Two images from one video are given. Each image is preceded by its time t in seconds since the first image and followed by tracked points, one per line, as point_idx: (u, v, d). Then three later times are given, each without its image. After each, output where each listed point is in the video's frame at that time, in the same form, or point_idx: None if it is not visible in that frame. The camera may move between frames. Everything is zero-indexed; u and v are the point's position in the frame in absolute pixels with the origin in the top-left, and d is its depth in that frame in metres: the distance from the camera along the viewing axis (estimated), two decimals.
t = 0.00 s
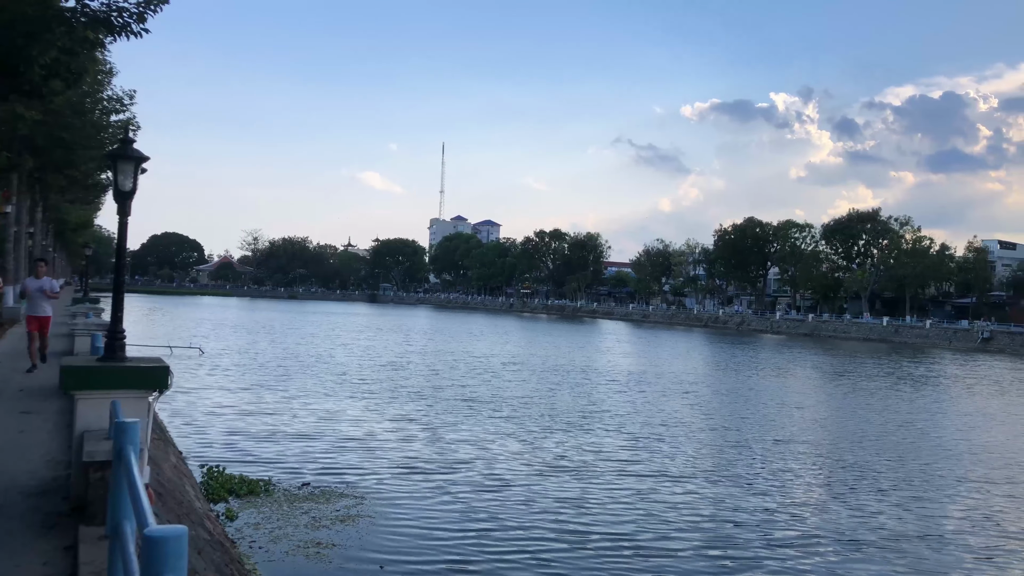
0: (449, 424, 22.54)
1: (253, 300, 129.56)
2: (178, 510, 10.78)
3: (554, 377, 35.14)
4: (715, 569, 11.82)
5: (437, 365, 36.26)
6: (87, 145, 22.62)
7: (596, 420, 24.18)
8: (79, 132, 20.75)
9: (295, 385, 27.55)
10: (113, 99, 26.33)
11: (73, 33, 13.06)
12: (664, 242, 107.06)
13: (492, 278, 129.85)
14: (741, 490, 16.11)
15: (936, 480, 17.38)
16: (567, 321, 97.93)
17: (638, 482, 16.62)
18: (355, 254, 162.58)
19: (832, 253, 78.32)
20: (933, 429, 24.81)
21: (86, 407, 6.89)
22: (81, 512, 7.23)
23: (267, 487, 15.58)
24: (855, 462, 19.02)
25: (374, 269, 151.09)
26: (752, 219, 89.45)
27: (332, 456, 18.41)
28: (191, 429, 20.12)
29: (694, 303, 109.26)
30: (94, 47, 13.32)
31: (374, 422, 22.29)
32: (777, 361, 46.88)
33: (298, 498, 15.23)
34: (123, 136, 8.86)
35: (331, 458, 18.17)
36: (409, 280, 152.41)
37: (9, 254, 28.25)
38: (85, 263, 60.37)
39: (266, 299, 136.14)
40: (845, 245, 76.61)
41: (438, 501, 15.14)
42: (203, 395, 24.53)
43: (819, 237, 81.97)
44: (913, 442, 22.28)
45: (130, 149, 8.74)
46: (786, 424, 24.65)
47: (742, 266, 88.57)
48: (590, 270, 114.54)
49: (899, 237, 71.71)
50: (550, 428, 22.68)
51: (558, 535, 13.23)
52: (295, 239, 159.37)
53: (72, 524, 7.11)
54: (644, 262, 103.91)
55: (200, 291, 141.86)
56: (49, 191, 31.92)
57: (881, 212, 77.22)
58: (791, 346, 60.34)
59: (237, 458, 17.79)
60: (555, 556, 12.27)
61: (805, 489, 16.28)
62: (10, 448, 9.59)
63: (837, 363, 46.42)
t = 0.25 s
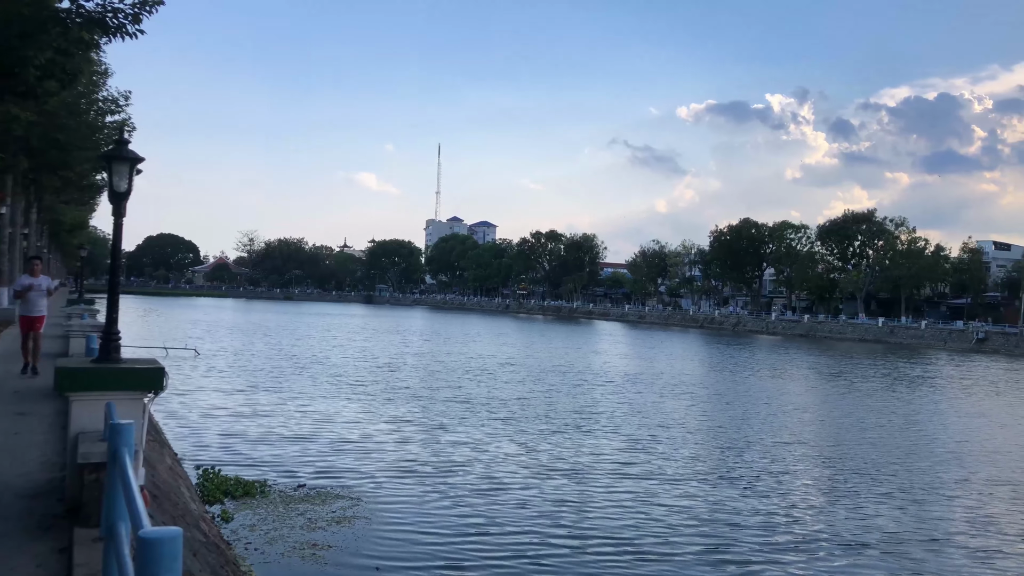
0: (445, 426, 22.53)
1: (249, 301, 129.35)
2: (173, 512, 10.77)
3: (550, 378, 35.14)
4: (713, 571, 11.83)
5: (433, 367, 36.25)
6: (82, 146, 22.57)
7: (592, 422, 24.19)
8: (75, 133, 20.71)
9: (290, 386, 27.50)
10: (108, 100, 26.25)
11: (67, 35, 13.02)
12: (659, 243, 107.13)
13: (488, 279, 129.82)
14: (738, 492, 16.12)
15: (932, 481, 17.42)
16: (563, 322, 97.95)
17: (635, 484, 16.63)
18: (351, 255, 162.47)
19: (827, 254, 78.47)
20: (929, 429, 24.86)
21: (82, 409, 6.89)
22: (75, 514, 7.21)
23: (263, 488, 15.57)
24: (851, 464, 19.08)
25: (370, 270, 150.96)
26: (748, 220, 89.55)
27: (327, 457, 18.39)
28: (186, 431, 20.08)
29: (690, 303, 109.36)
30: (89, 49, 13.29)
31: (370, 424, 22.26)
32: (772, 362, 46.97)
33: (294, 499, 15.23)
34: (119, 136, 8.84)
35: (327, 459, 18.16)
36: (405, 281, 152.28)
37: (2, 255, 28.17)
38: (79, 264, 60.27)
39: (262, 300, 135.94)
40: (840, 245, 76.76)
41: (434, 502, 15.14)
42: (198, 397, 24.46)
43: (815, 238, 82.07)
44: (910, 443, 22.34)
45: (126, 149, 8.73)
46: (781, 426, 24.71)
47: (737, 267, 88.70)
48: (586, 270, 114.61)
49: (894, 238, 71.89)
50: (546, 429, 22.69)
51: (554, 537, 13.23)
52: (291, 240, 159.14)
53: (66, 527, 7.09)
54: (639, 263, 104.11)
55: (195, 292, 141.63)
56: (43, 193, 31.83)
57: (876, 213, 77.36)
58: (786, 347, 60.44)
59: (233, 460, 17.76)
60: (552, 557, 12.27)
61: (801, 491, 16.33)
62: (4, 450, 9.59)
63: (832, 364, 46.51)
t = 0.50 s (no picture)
0: (437, 428, 22.50)
1: (240, 303, 128.89)
2: (164, 515, 10.73)
3: (541, 380, 35.15)
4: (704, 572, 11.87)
5: (424, 368, 36.22)
6: (72, 148, 22.49)
7: (585, 424, 24.20)
8: (64, 134, 20.61)
9: (281, 388, 27.40)
10: (99, 101, 26.17)
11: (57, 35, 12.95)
12: (651, 245, 107.29)
13: (480, 281, 129.76)
14: (730, 494, 16.14)
15: (923, 483, 17.50)
16: (555, 323, 97.96)
17: (627, 486, 16.62)
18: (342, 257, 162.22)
19: (818, 255, 78.72)
20: (920, 430, 24.94)
21: (71, 411, 6.86)
22: (65, 517, 7.17)
23: (254, 491, 15.52)
24: (842, 465, 19.13)
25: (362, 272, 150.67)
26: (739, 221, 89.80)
27: (319, 459, 18.35)
28: (177, 433, 20.00)
29: (681, 304, 109.58)
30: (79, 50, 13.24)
31: (361, 426, 22.21)
32: (763, 364, 47.06)
33: (285, 501, 15.19)
34: (108, 138, 8.81)
35: (318, 462, 18.11)
36: (397, 283, 152.05)
37: None
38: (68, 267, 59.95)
39: (253, 302, 135.48)
40: (831, 247, 77.07)
41: (426, 504, 15.12)
42: (189, 399, 24.36)
43: (805, 239, 82.31)
44: (901, 444, 22.42)
45: (115, 151, 8.70)
46: (773, 427, 24.74)
47: (729, 269, 88.91)
48: (578, 272, 114.67)
49: (885, 240, 72.20)
50: (538, 431, 22.69)
51: (547, 539, 13.21)
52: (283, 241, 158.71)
53: (57, 529, 7.06)
54: (631, 265, 104.29)
55: (186, 294, 141.14)
56: (32, 194, 31.67)
57: (866, 214, 77.67)
58: (777, 348, 60.57)
59: (224, 462, 17.71)
60: (544, 559, 12.27)
61: (793, 492, 16.37)
62: None
63: (822, 365, 46.69)
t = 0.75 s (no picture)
0: (425, 430, 22.44)
1: (227, 305, 128.23)
2: (149, 518, 10.67)
3: (529, 381, 35.16)
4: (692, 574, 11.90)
5: (411, 370, 36.15)
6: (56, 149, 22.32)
7: (573, 425, 24.21)
8: (48, 135, 20.45)
9: (269, 391, 27.28)
10: (83, 102, 25.99)
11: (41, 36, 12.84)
12: (639, 246, 107.58)
13: (468, 282, 129.64)
14: (719, 496, 16.19)
15: (910, 483, 17.58)
16: (543, 325, 98.06)
17: (616, 488, 16.64)
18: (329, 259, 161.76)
19: (804, 256, 79.20)
20: (906, 431, 25.09)
21: (54, 414, 6.81)
22: (49, 522, 7.10)
23: (240, 494, 15.44)
24: (830, 466, 19.23)
25: (350, 273, 150.24)
26: (726, 223, 90.20)
27: (306, 463, 18.27)
28: (163, 437, 19.87)
29: (669, 306, 109.90)
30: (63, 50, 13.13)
31: (349, 428, 22.12)
32: (749, 364, 47.28)
33: (272, 504, 15.12)
34: (92, 139, 8.74)
35: (306, 465, 18.04)
36: (384, 284, 151.72)
37: None
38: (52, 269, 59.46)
39: (240, 305, 134.86)
40: (817, 248, 77.44)
41: (414, 507, 15.09)
42: (175, 402, 24.22)
43: (791, 240, 82.75)
44: (888, 445, 22.55)
45: (99, 152, 8.63)
46: (761, 428, 24.84)
47: (716, 270, 89.29)
48: (566, 273, 114.80)
49: (870, 241, 72.71)
50: (527, 433, 22.70)
51: (535, 542, 13.20)
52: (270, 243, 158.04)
53: (41, 534, 6.99)
54: (619, 266, 104.55)
55: (172, 296, 140.34)
56: (16, 196, 31.40)
57: (852, 215, 78.18)
58: (763, 349, 60.84)
59: (210, 465, 17.60)
60: (532, 562, 12.26)
61: (782, 494, 16.43)
62: None
63: (808, 366, 46.88)
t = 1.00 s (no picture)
0: (416, 432, 22.41)
1: (217, 307, 127.69)
2: (138, 522, 10.62)
3: (520, 383, 35.18)
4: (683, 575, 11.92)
5: (402, 372, 36.11)
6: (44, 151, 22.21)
7: (565, 427, 24.24)
8: (36, 137, 20.33)
9: (259, 394, 27.19)
10: (71, 103, 25.87)
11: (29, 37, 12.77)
12: (629, 247, 107.72)
13: (459, 284, 129.51)
14: (710, 498, 16.23)
15: (901, 484, 17.68)
16: (534, 326, 98.07)
17: (607, 490, 16.64)
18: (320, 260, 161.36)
19: (794, 257, 79.47)
20: (895, 432, 25.22)
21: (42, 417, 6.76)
22: (37, 526, 7.06)
23: (230, 497, 15.39)
24: (821, 467, 19.32)
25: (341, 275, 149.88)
26: (716, 224, 90.38)
27: (297, 465, 18.22)
28: (152, 440, 19.77)
29: (659, 307, 110.09)
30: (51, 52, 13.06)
31: (340, 431, 22.07)
32: (739, 365, 47.39)
33: (262, 507, 15.07)
34: (81, 141, 8.68)
35: (296, 468, 18.00)
36: (375, 286, 151.48)
37: None
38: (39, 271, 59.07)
39: (230, 307, 134.37)
40: (807, 248, 77.77)
41: (406, 509, 15.06)
42: (164, 405, 24.09)
43: (781, 241, 83.00)
44: (877, 445, 22.68)
45: (88, 153, 8.57)
46: (752, 429, 24.91)
47: (706, 271, 89.47)
48: (557, 275, 114.85)
49: (859, 241, 73.01)
50: (519, 435, 22.71)
51: (527, 544, 13.19)
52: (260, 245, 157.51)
53: (29, 537, 6.95)
54: (610, 267, 104.68)
55: (162, 299, 139.73)
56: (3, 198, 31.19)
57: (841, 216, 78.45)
58: (753, 349, 61.02)
59: (200, 469, 17.54)
60: (523, 564, 12.26)
61: (773, 495, 16.49)
62: None
63: (797, 366, 47.08)
